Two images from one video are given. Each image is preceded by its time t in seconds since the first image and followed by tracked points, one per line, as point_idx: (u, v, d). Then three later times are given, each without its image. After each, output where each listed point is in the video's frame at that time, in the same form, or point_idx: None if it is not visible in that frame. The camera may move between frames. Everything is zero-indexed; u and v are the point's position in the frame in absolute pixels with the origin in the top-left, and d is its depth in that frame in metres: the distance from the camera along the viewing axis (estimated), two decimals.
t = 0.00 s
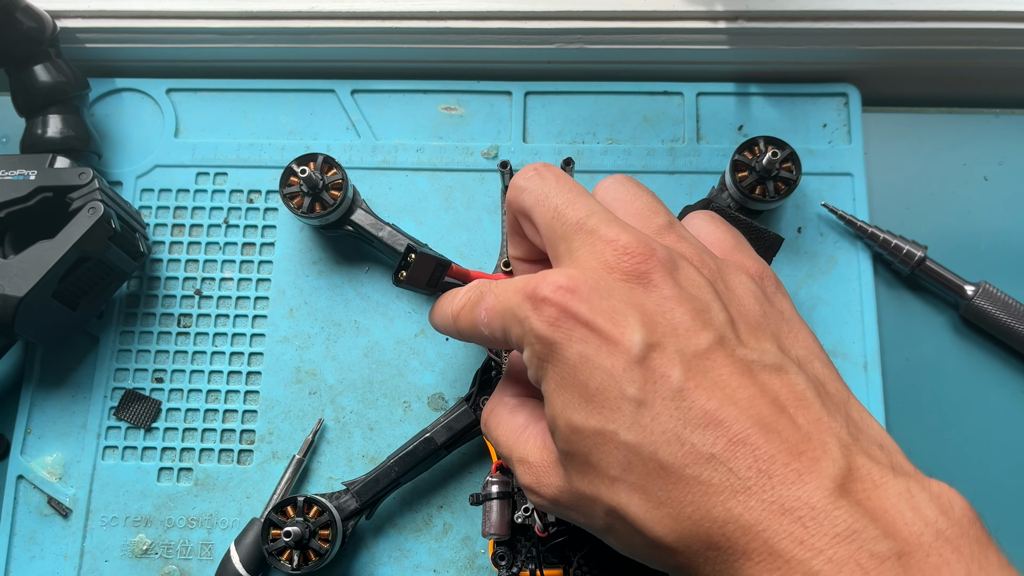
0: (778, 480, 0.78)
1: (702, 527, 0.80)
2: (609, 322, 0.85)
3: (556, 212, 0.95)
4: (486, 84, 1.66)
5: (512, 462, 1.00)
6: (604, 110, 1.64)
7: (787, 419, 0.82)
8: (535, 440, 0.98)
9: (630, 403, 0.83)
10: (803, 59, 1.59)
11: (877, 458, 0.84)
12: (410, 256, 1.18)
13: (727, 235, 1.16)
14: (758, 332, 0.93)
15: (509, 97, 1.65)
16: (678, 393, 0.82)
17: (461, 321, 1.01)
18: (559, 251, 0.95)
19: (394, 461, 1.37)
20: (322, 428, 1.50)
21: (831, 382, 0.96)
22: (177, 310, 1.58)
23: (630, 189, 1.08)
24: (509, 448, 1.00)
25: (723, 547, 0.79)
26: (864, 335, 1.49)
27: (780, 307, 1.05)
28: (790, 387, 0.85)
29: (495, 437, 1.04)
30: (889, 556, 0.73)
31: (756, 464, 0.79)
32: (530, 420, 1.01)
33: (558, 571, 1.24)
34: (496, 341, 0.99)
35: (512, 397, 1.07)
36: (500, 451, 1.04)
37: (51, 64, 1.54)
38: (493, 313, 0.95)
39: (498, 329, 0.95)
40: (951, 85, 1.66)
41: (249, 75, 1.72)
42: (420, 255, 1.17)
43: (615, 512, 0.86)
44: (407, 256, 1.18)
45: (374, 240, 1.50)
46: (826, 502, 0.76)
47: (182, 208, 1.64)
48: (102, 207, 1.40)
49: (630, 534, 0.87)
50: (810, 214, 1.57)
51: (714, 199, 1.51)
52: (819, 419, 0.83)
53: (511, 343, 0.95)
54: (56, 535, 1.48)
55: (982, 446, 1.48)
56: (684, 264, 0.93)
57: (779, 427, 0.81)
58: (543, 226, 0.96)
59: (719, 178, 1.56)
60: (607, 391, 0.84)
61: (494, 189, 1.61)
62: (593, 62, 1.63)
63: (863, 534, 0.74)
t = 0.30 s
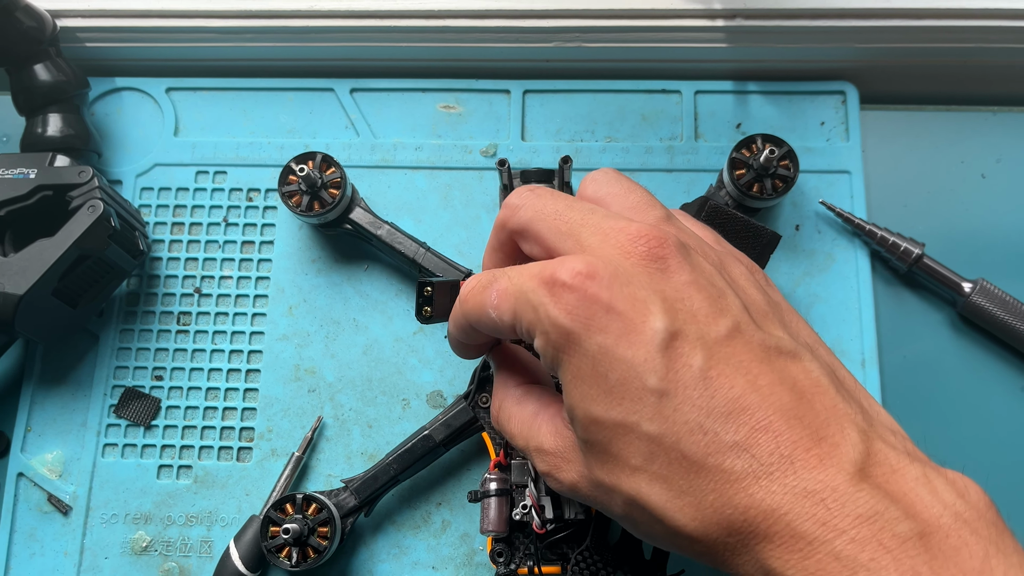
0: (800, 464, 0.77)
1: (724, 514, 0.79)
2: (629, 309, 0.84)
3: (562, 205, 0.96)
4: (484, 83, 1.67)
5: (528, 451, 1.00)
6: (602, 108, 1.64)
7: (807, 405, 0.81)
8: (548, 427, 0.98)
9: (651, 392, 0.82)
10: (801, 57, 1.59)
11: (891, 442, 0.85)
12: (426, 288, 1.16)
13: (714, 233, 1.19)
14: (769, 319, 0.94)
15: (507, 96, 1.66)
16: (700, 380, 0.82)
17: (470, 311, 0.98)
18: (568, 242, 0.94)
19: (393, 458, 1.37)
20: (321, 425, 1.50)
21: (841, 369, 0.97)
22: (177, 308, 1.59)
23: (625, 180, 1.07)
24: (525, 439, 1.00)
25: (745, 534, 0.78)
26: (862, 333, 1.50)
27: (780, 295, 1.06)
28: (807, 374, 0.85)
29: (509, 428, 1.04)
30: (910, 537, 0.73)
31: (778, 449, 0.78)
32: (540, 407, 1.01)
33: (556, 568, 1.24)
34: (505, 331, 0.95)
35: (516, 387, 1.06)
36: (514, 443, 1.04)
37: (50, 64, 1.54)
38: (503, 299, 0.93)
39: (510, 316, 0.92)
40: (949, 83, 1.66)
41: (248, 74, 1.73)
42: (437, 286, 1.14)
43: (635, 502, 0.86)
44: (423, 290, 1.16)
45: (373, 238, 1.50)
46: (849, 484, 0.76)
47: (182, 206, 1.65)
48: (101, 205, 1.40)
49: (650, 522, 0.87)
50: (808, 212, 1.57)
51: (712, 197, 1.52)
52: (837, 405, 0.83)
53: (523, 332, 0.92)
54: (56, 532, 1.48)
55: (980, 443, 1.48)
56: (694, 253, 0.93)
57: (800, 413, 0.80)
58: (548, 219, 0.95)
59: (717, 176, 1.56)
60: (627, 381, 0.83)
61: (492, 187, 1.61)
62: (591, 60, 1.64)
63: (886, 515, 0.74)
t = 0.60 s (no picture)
0: (805, 496, 0.80)
1: (727, 539, 0.83)
2: (648, 336, 0.83)
3: (576, 223, 0.94)
4: (490, 81, 1.66)
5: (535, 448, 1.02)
6: (608, 106, 1.63)
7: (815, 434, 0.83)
8: (555, 426, 0.99)
9: (667, 424, 0.82)
10: (808, 55, 1.58)
11: (890, 465, 0.88)
12: (427, 279, 1.15)
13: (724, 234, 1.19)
14: (782, 337, 0.94)
15: (512, 94, 1.65)
16: (715, 411, 0.82)
17: (477, 318, 0.93)
18: (583, 258, 0.91)
19: (398, 457, 1.36)
20: (326, 424, 1.50)
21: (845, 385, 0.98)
22: (181, 307, 1.58)
23: (634, 190, 1.06)
24: (531, 436, 1.00)
25: (746, 558, 0.82)
26: (870, 331, 1.49)
27: (789, 303, 1.07)
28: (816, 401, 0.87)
29: (512, 423, 1.04)
30: (903, 562, 0.77)
31: (784, 480, 0.80)
32: (542, 404, 1.01)
33: (563, 568, 1.24)
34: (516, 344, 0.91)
35: (513, 381, 1.05)
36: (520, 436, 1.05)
37: (54, 62, 1.53)
38: (516, 314, 0.88)
39: (524, 331, 0.88)
40: (956, 80, 1.65)
41: (252, 73, 1.72)
42: (437, 277, 1.14)
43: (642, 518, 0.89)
44: (424, 280, 1.15)
45: (378, 237, 1.49)
46: (849, 514, 0.79)
47: (186, 205, 1.64)
48: (105, 203, 1.40)
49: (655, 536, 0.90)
50: (815, 210, 1.56)
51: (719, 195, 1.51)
52: (843, 431, 0.84)
53: (537, 349, 0.88)
54: (61, 532, 1.48)
55: (989, 443, 1.47)
56: (713, 269, 0.91)
57: (809, 444, 0.82)
58: (563, 235, 0.93)
59: (724, 174, 1.56)
60: (644, 411, 0.83)
61: (497, 185, 1.61)
62: (596, 58, 1.63)
63: (880, 542, 0.78)
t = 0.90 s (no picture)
0: (790, 460, 0.79)
1: (703, 497, 0.80)
2: (658, 280, 0.86)
3: (620, 183, 1.00)
4: (489, 84, 1.67)
5: (509, 420, 0.99)
6: (606, 109, 1.64)
7: (804, 411, 0.83)
8: (537, 394, 0.98)
9: (661, 365, 0.83)
10: (805, 58, 1.59)
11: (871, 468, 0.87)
12: (425, 280, 1.18)
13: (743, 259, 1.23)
14: (781, 334, 0.96)
15: (512, 98, 1.66)
16: (710, 364, 0.83)
17: (504, 254, 1.02)
18: (617, 216, 0.98)
19: (398, 460, 1.37)
20: (326, 427, 1.50)
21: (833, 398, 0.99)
22: (182, 309, 1.59)
23: (675, 185, 1.11)
24: (509, 410, 0.99)
25: (718, 519, 0.79)
26: (868, 334, 1.49)
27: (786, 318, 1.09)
28: (806, 389, 0.88)
29: (489, 403, 1.03)
30: (882, 543, 0.74)
31: (770, 440, 0.80)
32: (524, 382, 1.02)
33: (561, 570, 1.24)
34: (530, 283, 0.98)
35: (500, 365, 1.08)
36: (493, 420, 1.03)
37: (56, 66, 1.54)
38: (541, 248, 0.96)
39: (542, 266, 0.95)
40: (954, 84, 1.66)
41: (253, 77, 1.73)
42: (435, 280, 1.16)
43: (615, 470, 0.86)
44: (422, 282, 1.18)
45: (377, 240, 1.50)
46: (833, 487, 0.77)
47: (187, 209, 1.65)
48: (107, 207, 1.40)
49: (624, 495, 0.86)
50: (812, 213, 1.57)
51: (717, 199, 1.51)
52: (828, 417, 0.85)
53: (549, 284, 0.94)
54: (62, 533, 1.49)
55: (986, 445, 1.48)
56: (725, 255, 0.96)
57: (798, 416, 0.82)
58: (603, 193, 1.00)
59: (722, 177, 1.56)
60: (640, 347, 0.84)
61: (497, 189, 1.61)
62: (595, 62, 1.64)
63: (860, 521, 0.75)
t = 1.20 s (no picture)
0: (776, 477, 0.78)
1: (681, 502, 0.79)
2: (673, 284, 0.88)
3: (655, 193, 1.04)
4: (496, 89, 1.67)
5: (495, 407, 1.00)
6: (613, 114, 1.64)
7: (793, 436, 0.84)
8: (529, 386, 0.98)
9: (661, 363, 0.84)
10: (812, 63, 1.59)
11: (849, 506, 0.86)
12: (431, 285, 1.18)
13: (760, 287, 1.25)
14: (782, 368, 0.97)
15: (519, 102, 1.66)
16: (710, 372, 0.84)
17: (523, 252, 1.03)
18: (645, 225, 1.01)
19: (406, 463, 1.38)
20: (334, 430, 1.51)
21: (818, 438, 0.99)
22: (190, 313, 1.60)
23: (710, 208, 1.17)
24: (500, 398, 0.99)
25: (693, 523, 0.78)
26: (874, 338, 1.50)
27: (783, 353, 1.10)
28: (798, 419, 0.88)
29: (481, 390, 1.04)
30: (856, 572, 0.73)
31: (759, 455, 0.80)
32: (518, 377, 1.02)
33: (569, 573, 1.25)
34: (547, 280, 0.99)
35: (499, 360, 1.08)
36: (480, 409, 1.03)
37: (64, 71, 1.55)
38: (564, 241, 0.97)
39: (560, 261, 0.96)
40: (960, 88, 1.66)
41: (261, 81, 1.74)
42: (441, 285, 1.17)
43: (596, 462, 0.85)
44: (428, 286, 1.19)
45: (385, 244, 1.50)
46: (816, 511, 0.77)
47: (194, 212, 1.65)
48: (116, 212, 1.41)
49: (600, 489, 0.85)
50: (819, 217, 1.57)
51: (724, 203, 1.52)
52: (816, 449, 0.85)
53: (566, 279, 0.95)
54: (71, 537, 1.49)
55: (992, 448, 1.48)
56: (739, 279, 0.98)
57: (788, 439, 0.83)
58: (637, 199, 1.04)
59: (729, 182, 1.57)
60: (644, 343, 0.85)
61: (504, 192, 1.62)
62: (602, 66, 1.64)
63: (836, 548, 0.75)
